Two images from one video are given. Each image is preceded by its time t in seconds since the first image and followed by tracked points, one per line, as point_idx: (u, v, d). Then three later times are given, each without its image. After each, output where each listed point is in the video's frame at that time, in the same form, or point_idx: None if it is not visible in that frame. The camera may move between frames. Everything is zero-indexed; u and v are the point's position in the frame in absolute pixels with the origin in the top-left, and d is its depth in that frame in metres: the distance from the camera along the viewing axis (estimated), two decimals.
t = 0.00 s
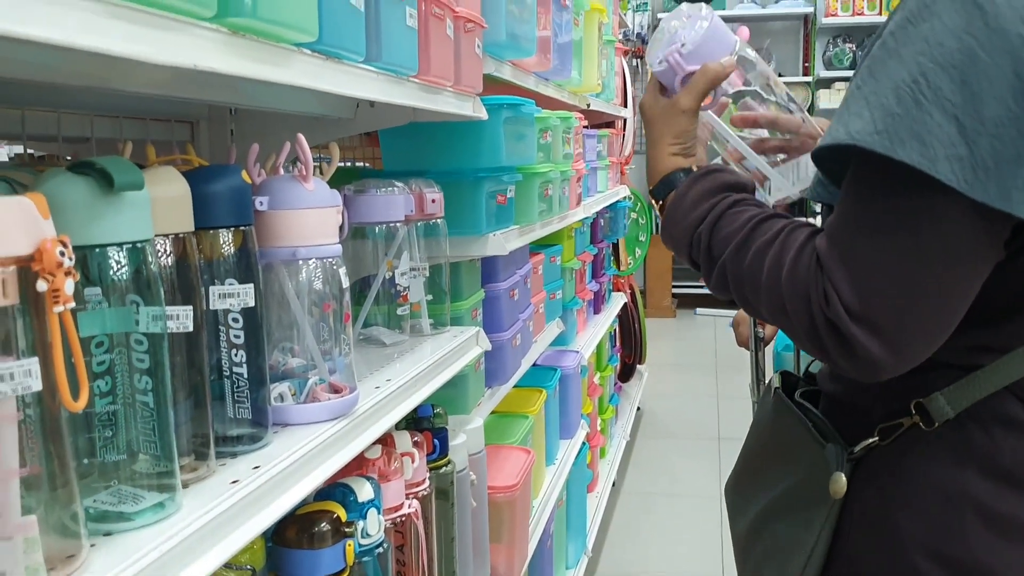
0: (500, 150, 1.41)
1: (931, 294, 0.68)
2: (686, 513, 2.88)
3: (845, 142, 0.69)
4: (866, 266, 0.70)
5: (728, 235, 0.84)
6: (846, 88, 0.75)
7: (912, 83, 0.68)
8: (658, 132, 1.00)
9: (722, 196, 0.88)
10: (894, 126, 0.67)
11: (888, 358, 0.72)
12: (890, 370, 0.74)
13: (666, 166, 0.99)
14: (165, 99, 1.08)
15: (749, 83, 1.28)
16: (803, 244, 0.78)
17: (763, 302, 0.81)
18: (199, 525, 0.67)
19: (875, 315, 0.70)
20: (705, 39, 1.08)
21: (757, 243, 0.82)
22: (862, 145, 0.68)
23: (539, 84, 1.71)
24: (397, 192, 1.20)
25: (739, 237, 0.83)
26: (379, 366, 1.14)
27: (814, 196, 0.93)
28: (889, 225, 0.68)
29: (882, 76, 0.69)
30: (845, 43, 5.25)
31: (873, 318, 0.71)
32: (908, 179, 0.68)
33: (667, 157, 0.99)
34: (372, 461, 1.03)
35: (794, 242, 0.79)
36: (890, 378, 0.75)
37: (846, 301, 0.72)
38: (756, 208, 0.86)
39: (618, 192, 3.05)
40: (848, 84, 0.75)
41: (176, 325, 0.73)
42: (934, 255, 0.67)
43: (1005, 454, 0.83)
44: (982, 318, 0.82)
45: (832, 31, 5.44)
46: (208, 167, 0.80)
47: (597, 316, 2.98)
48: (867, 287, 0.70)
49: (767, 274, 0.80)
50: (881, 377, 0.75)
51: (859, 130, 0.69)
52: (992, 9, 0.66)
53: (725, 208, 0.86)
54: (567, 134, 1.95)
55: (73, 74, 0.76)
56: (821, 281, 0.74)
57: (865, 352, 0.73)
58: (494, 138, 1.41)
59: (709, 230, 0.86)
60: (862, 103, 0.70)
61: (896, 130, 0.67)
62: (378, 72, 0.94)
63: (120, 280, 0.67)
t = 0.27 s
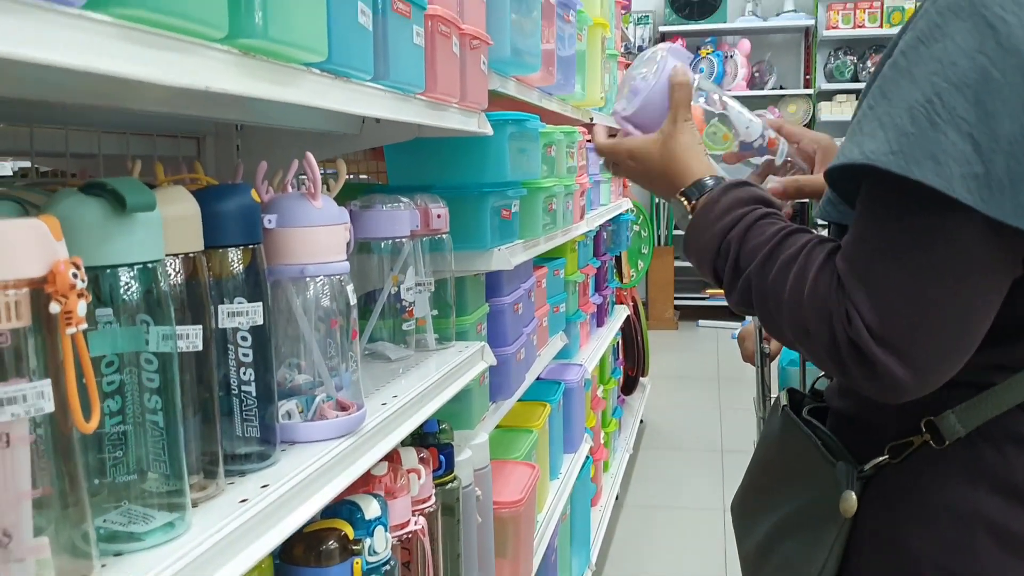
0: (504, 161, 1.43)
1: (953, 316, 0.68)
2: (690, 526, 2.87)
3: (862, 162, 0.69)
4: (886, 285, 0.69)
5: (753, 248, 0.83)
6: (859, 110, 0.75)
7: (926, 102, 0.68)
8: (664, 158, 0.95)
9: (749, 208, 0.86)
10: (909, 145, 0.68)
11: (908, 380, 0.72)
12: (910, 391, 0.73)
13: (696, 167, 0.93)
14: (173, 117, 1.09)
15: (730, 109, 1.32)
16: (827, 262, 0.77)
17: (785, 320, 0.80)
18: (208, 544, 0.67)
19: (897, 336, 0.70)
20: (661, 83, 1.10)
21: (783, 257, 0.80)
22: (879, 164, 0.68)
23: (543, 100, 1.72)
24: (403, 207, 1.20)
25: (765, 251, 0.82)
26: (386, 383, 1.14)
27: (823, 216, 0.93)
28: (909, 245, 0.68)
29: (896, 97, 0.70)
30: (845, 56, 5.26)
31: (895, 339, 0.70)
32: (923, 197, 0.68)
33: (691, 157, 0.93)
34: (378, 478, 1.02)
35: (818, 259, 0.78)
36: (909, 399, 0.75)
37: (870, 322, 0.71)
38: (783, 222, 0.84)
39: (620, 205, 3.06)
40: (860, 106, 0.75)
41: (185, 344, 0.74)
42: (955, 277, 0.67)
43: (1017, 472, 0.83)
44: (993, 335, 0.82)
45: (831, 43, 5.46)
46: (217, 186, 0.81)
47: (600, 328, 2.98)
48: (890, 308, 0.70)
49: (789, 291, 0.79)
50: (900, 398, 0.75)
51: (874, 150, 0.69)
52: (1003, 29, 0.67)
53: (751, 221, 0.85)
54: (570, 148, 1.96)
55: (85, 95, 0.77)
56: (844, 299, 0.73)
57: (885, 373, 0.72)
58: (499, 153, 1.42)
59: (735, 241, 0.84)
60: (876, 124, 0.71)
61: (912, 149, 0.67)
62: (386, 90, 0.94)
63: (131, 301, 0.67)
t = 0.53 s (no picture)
0: (505, 178, 1.43)
1: (936, 328, 0.68)
2: (693, 540, 2.85)
3: (859, 172, 0.69)
4: (878, 295, 0.70)
5: (763, 236, 0.83)
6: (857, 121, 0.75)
7: (924, 112, 0.68)
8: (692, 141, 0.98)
9: (767, 196, 0.86)
10: (907, 155, 0.67)
11: (890, 384, 0.73)
12: (893, 396, 0.74)
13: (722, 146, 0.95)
14: (173, 132, 1.09)
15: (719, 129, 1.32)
16: (824, 262, 0.77)
17: (781, 314, 0.81)
18: (209, 561, 0.67)
19: (880, 341, 0.71)
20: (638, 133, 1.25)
21: (785, 250, 0.81)
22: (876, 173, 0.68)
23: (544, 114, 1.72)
24: (404, 222, 1.20)
25: (772, 240, 0.82)
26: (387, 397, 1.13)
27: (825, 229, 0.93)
28: (904, 258, 0.68)
29: (895, 107, 0.70)
30: (846, 69, 5.27)
31: (878, 342, 0.71)
32: (918, 208, 0.67)
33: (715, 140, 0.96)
34: (378, 494, 1.01)
35: (816, 257, 0.78)
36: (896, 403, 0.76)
37: (855, 324, 0.72)
38: (797, 214, 0.84)
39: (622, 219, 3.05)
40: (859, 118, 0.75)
41: (185, 361, 0.74)
42: (944, 289, 0.67)
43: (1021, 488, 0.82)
44: (996, 349, 0.81)
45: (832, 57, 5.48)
46: (217, 202, 0.81)
47: (601, 342, 2.97)
48: (874, 312, 0.70)
49: (785, 288, 0.80)
50: (885, 401, 0.76)
51: (872, 160, 0.69)
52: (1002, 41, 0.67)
53: (765, 210, 0.85)
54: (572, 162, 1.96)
55: (84, 110, 0.76)
56: (834, 299, 0.74)
57: (868, 376, 0.73)
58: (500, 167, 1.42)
59: (748, 224, 0.85)
60: (875, 134, 0.70)
61: (909, 159, 0.67)
62: (386, 104, 0.94)
63: (130, 318, 0.67)
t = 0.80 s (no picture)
0: (504, 195, 1.43)
1: (937, 343, 0.68)
2: (692, 557, 2.84)
3: (857, 183, 0.69)
4: (876, 308, 0.70)
5: (763, 249, 0.84)
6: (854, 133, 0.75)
7: (922, 125, 0.68)
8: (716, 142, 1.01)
9: (769, 209, 0.87)
10: (904, 166, 0.67)
11: (892, 400, 0.72)
12: (895, 411, 0.74)
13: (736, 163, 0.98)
14: (172, 149, 1.09)
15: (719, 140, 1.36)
16: (823, 276, 0.77)
17: (781, 327, 0.81)
18: None
19: (881, 355, 0.70)
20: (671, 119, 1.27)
21: (786, 261, 0.81)
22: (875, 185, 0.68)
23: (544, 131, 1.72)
24: (404, 239, 1.20)
25: (773, 251, 0.83)
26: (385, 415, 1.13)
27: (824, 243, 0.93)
28: (902, 270, 0.68)
29: (892, 120, 0.70)
30: (843, 85, 5.30)
31: (879, 357, 0.71)
32: (918, 219, 0.68)
33: (731, 156, 0.99)
34: (377, 512, 1.01)
35: (815, 271, 0.78)
36: (898, 419, 0.75)
37: (856, 338, 0.72)
38: (798, 226, 0.85)
39: (620, 235, 3.06)
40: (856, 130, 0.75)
41: (182, 378, 0.73)
42: (942, 304, 0.67)
43: (1019, 506, 0.82)
44: (993, 367, 0.81)
45: (830, 73, 5.51)
46: (215, 220, 0.81)
47: (600, 358, 2.96)
48: (874, 326, 0.70)
49: (785, 300, 0.80)
50: (887, 418, 0.75)
51: (870, 171, 0.69)
52: (999, 56, 0.68)
53: (765, 225, 0.86)
54: (571, 178, 1.97)
55: (83, 128, 0.76)
56: (834, 313, 0.74)
57: (870, 392, 0.73)
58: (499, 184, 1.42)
59: (749, 236, 0.86)
60: (872, 147, 0.70)
61: (907, 170, 0.67)
62: (385, 122, 0.94)
63: (128, 336, 0.66)
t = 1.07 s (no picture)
0: (502, 212, 1.43)
1: (934, 359, 0.68)
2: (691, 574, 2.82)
3: (850, 198, 0.70)
4: (874, 324, 0.70)
5: (762, 264, 0.84)
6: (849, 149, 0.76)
7: (913, 141, 0.69)
8: (730, 156, 1.01)
9: (772, 223, 0.88)
10: (895, 182, 0.68)
11: (889, 416, 0.73)
12: (892, 427, 0.74)
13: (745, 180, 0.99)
14: (170, 167, 1.09)
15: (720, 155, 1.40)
16: (820, 291, 0.78)
17: (779, 342, 0.82)
18: None
19: (878, 372, 0.71)
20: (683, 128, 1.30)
21: (786, 275, 0.81)
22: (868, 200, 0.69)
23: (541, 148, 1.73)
24: (401, 257, 1.21)
25: (773, 265, 0.83)
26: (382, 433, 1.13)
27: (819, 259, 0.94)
28: (899, 286, 0.69)
29: (885, 136, 0.71)
30: (840, 102, 5.32)
31: (876, 373, 0.71)
32: (911, 235, 0.68)
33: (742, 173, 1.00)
34: (372, 531, 1.01)
35: (811, 287, 0.78)
36: (894, 436, 0.75)
37: (854, 355, 0.72)
38: (800, 241, 0.85)
39: (618, 251, 3.07)
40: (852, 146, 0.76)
41: (177, 398, 0.73)
42: (938, 320, 0.67)
43: (1015, 526, 0.82)
44: (989, 385, 0.81)
45: (826, 91, 5.54)
46: (212, 239, 0.81)
47: (598, 374, 2.96)
48: (871, 342, 0.70)
49: (783, 314, 0.80)
50: (885, 434, 0.76)
51: (862, 187, 0.70)
52: (990, 72, 0.67)
53: (763, 240, 0.86)
54: (568, 195, 1.97)
55: (81, 148, 0.77)
56: (830, 329, 0.74)
57: (867, 408, 0.73)
58: (497, 202, 1.43)
59: (752, 249, 0.86)
60: (865, 163, 0.71)
61: (898, 186, 0.68)
62: (382, 140, 0.95)
63: (124, 354, 0.67)
